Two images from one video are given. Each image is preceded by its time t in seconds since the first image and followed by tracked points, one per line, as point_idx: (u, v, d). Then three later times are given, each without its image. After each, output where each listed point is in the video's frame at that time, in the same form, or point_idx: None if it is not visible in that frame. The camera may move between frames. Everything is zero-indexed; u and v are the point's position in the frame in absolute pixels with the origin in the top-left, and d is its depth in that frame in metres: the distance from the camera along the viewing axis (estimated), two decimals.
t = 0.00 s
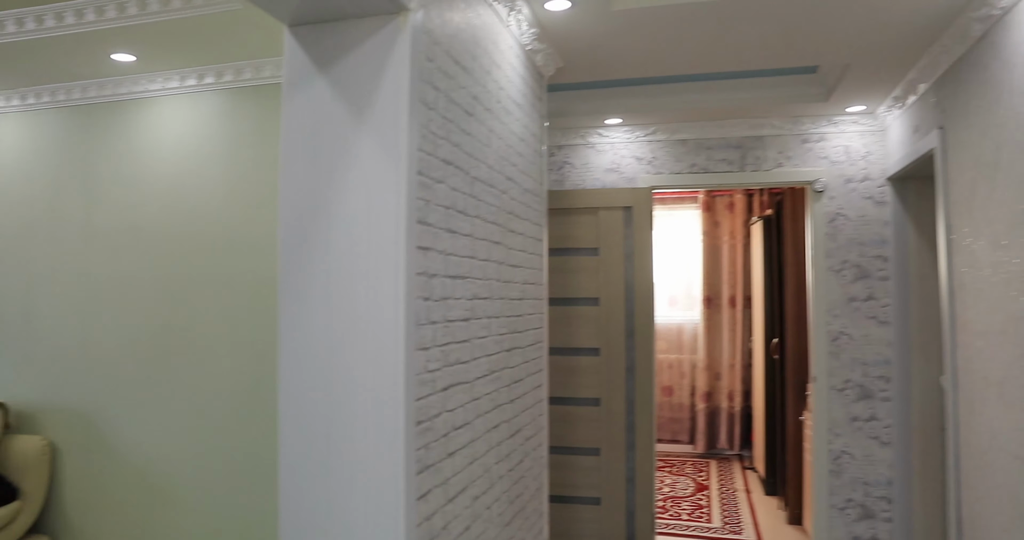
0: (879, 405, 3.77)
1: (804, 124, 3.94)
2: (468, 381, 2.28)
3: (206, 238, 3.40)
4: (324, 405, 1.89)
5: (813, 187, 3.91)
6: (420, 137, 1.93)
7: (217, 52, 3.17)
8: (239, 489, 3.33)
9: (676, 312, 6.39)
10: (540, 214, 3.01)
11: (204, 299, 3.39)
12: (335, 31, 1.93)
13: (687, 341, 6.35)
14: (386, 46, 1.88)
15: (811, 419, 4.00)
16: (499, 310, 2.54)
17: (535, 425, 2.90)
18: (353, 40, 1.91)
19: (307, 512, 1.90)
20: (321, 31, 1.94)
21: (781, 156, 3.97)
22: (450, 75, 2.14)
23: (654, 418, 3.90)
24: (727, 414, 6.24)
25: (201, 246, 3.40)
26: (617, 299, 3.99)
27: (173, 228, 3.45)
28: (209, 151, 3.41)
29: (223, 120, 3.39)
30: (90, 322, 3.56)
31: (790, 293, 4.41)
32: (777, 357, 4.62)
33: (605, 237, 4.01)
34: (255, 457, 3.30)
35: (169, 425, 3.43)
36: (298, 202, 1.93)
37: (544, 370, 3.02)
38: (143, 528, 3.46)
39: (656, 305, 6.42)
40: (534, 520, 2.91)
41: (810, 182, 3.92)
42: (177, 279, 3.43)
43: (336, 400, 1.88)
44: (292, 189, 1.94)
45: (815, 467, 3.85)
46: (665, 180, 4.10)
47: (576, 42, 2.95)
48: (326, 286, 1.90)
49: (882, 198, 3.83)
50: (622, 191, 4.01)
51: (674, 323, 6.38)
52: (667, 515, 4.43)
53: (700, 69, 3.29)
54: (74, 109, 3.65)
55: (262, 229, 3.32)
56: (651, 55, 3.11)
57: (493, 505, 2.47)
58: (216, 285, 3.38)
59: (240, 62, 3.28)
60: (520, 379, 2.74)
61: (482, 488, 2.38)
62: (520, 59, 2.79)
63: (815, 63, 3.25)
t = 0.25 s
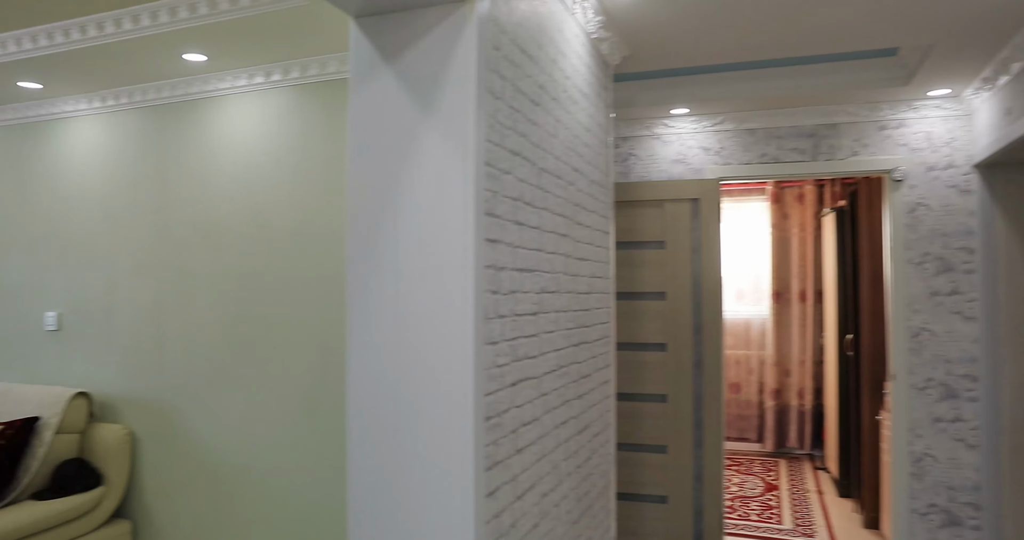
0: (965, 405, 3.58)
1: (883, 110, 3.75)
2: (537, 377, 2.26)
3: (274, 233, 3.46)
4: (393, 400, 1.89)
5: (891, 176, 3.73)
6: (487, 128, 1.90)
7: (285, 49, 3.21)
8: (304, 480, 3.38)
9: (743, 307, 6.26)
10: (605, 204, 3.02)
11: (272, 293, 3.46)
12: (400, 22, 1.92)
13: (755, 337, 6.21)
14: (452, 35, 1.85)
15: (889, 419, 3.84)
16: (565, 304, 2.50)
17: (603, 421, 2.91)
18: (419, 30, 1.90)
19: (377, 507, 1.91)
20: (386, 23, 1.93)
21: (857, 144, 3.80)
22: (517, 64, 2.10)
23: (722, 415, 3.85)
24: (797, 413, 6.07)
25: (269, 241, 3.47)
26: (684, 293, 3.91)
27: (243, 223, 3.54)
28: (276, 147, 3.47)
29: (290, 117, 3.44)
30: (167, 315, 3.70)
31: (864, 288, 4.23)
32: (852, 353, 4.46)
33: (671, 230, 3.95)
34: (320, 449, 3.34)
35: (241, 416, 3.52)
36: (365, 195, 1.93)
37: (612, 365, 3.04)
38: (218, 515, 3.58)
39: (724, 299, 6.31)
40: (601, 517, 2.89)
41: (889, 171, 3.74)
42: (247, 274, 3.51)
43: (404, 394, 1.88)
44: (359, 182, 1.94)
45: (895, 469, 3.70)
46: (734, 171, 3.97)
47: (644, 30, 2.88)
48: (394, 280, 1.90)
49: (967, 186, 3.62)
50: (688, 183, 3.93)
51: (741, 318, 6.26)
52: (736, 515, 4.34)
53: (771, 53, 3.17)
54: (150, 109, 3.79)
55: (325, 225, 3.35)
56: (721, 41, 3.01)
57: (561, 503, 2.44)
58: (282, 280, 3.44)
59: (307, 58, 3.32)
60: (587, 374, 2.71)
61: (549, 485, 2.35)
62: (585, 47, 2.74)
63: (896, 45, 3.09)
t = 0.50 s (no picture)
0: None
1: (998, 89, 3.46)
2: (626, 374, 2.20)
3: (358, 228, 3.53)
4: (479, 396, 1.87)
5: (1007, 161, 3.45)
6: (574, 117, 1.85)
7: (370, 46, 3.25)
8: (387, 473, 3.43)
9: (838, 303, 5.98)
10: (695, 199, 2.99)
11: (356, 289, 3.53)
12: (483, 10, 1.88)
13: (850, 335, 5.95)
14: (537, 21, 1.81)
15: (1004, 424, 3.58)
16: (653, 299, 2.42)
17: (691, 420, 2.86)
18: (503, 18, 1.86)
19: (462, 505, 1.88)
20: (468, 12, 1.90)
21: (968, 128, 3.52)
22: (604, 50, 2.04)
23: (818, 414, 3.74)
24: (898, 415, 5.77)
25: (353, 236, 3.54)
26: (776, 288, 3.82)
27: (329, 219, 3.62)
28: (361, 143, 3.53)
29: (375, 113, 3.49)
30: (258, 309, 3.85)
31: (975, 284, 3.94)
32: (960, 352, 4.21)
33: (763, 225, 3.86)
34: (402, 443, 3.38)
35: (328, 408, 3.62)
36: (449, 188, 1.91)
37: (702, 364, 3.00)
38: (306, 504, 3.69)
39: (818, 296, 6.03)
40: (690, 520, 2.80)
41: (1005, 156, 3.46)
42: (333, 268, 3.60)
43: (490, 390, 1.85)
44: (443, 175, 1.92)
45: (1010, 479, 3.46)
46: (830, 161, 3.78)
47: (735, 13, 2.77)
48: (479, 273, 1.87)
49: None
50: (782, 175, 3.83)
51: (837, 315, 5.98)
52: (832, 520, 4.19)
53: (873, 32, 2.97)
54: (244, 109, 3.94)
55: (408, 220, 3.38)
56: (819, 21, 2.85)
57: (649, 506, 2.37)
58: (365, 274, 3.51)
59: (391, 54, 3.35)
60: (676, 372, 2.63)
61: (638, 486, 2.28)
62: (672, 31, 2.65)
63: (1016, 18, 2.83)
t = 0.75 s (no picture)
0: None
1: None
2: (716, 375, 2.12)
3: (441, 225, 3.57)
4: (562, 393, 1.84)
5: None
6: (659, 106, 1.78)
7: (452, 43, 3.26)
8: (469, 470, 3.45)
9: (943, 301, 5.67)
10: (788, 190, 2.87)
11: (438, 286, 3.57)
12: None
13: (958, 335, 5.59)
14: (621, 8, 1.75)
15: None
16: (743, 296, 2.32)
17: (785, 422, 2.73)
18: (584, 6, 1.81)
19: (547, 504, 1.87)
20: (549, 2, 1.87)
21: None
22: (691, 36, 1.96)
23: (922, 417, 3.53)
24: (1013, 421, 5.37)
25: (436, 233, 3.59)
26: (876, 283, 3.65)
27: (412, 216, 3.68)
28: (444, 140, 3.56)
29: (458, 109, 3.51)
30: (345, 306, 3.96)
31: None
32: None
33: (859, 217, 3.71)
34: (484, 441, 3.40)
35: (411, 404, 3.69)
36: (531, 181, 1.89)
37: (796, 363, 2.87)
38: (392, 499, 3.77)
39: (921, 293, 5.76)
40: (783, 528, 2.68)
41: None
42: (416, 265, 3.66)
43: (574, 388, 1.82)
44: (526, 168, 1.90)
45: None
46: (936, 148, 3.53)
47: None
48: (562, 268, 1.83)
49: None
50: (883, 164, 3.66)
51: (942, 313, 5.66)
52: (939, 532, 3.94)
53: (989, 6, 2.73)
54: (332, 109, 4.06)
55: (489, 216, 3.38)
56: None
57: (741, 512, 2.28)
58: (447, 271, 3.54)
59: (473, 50, 3.35)
60: (769, 372, 2.51)
61: (729, 491, 2.19)
62: (762, 14, 2.53)
63: None
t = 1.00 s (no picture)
0: None
1: None
2: (824, 378, 1.98)
3: (533, 220, 3.55)
4: (658, 393, 1.77)
5: None
6: (762, 91, 1.67)
7: (543, 36, 3.24)
8: (558, 471, 3.42)
9: None
10: (904, 179, 2.65)
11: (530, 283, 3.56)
12: None
13: None
14: None
15: None
16: (854, 293, 2.16)
17: (901, 430, 2.53)
18: None
19: (642, 507, 1.81)
20: None
21: None
22: (795, 15, 1.84)
23: None
24: None
25: (527, 230, 3.57)
26: (1007, 282, 3.34)
27: (504, 212, 3.69)
28: (535, 135, 3.54)
29: (550, 102, 3.48)
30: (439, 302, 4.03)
31: None
32: None
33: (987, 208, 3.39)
34: (575, 442, 3.35)
35: (502, 402, 3.70)
36: (625, 173, 1.83)
37: (914, 366, 2.65)
38: (485, 497, 3.79)
39: None
40: None
41: None
42: (509, 260, 3.66)
43: (670, 388, 1.74)
44: (619, 160, 1.85)
45: None
46: None
47: None
48: (658, 263, 1.76)
49: None
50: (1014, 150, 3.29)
51: None
52: None
53: None
54: (426, 106, 4.13)
55: (581, 212, 3.33)
56: None
57: (852, 526, 2.13)
58: (538, 268, 3.52)
59: (565, 42, 3.31)
60: (883, 375, 2.33)
61: (839, 503, 2.05)
62: None
63: None
